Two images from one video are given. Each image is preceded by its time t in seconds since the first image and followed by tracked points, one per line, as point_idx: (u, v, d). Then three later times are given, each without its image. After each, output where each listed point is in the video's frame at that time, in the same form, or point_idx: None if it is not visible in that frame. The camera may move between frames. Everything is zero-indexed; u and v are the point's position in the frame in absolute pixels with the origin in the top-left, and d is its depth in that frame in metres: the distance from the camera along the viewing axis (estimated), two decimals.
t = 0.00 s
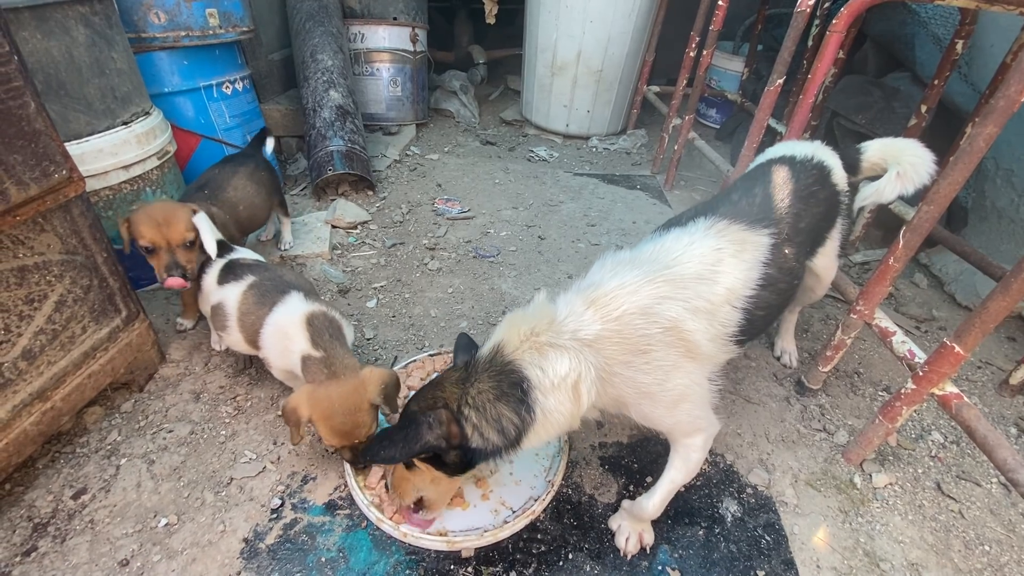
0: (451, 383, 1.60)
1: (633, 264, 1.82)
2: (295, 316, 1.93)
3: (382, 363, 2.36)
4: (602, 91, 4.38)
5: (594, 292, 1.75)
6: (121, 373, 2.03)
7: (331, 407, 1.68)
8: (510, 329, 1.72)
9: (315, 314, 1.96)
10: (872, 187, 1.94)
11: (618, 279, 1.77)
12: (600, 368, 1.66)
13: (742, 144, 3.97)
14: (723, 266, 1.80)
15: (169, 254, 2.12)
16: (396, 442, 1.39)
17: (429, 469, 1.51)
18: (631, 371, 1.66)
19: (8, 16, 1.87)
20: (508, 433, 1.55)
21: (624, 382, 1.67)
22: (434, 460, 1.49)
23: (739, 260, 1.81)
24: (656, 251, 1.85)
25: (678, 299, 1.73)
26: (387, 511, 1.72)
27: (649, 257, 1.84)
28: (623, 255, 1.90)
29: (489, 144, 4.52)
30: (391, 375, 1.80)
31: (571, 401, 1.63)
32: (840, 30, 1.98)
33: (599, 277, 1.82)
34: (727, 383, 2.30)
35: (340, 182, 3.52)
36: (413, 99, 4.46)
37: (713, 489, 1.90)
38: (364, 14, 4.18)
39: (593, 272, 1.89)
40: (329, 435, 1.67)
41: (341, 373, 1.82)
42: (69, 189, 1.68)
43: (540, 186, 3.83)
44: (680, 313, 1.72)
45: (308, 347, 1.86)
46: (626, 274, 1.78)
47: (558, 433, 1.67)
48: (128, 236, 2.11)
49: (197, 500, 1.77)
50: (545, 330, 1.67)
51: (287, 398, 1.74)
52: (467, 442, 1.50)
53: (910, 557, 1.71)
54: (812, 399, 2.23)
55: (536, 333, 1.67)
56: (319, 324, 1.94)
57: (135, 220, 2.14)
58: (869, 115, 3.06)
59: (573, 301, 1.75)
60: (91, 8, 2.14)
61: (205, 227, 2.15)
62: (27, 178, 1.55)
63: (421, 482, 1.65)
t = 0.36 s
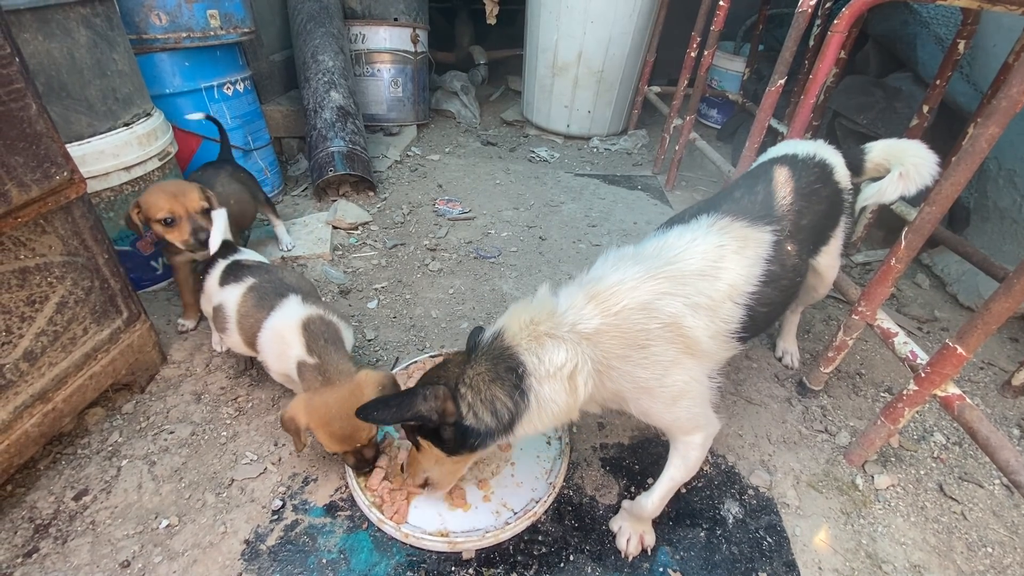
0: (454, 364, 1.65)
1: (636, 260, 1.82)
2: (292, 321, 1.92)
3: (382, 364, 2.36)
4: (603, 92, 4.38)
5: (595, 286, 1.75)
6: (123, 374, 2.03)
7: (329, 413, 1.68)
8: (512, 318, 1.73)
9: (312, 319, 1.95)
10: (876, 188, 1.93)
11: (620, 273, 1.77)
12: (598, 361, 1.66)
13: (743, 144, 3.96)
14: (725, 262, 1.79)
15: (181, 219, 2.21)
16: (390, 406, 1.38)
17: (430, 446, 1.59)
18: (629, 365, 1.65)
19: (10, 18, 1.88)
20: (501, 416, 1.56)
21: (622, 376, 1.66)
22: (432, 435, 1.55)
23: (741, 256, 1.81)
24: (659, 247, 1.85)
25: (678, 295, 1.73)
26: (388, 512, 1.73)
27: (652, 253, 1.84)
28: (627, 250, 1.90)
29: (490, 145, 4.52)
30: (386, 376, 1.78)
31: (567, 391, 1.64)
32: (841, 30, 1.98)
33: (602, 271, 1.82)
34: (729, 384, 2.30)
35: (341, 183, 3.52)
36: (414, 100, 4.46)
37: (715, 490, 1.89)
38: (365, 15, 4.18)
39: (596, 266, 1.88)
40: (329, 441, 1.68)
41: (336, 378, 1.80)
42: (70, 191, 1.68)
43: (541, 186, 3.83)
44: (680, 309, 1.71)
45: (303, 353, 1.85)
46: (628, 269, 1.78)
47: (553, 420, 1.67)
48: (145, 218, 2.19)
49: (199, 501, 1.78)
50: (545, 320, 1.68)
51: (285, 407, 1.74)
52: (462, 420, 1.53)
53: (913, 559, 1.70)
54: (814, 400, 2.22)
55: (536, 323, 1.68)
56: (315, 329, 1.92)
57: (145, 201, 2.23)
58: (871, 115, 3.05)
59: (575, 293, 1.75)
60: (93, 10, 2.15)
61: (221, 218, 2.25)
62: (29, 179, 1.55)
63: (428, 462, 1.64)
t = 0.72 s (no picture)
0: (462, 357, 1.67)
1: (640, 256, 1.82)
2: (291, 329, 1.89)
3: (382, 365, 2.37)
4: (603, 92, 4.38)
5: (600, 281, 1.75)
6: (123, 375, 2.04)
7: (339, 416, 1.66)
8: (517, 312, 1.74)
9: (310, 325, 1.93)
10: (873, 188, 1.94)
11: (624, 270, 1.77)
12: (601, 357, 1.66)
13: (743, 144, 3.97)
14: (729, 259, 1.80)
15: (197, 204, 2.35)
16: (400, 400, 1.42)
17: (435, 434, 1.61)
18: (632, 362, 1.66)
19: (10, 20, 1.89)
20: (507, 410, 1.58)
21: (625, 373, 1.67)
22: (438, 425, 1.58)
23: (744, 253, 1.81)
24: (663, 244, 1.85)
25: (681, 292, 1.73)
26: (388, 513, 1.73)
27: (655, 250, 1.84)
28: (631, 247, 1.90)
29: (490, 145, 4.52)
30: (389, 377, 1.81)
31: (570, 386, 1.64)
32: (840, 30, 1.98)
33: (606, 267, 1.83)
34: (728, 384, 2.30)
35: (341, 184, 3.53)
36: (414, 100, 4.47)
37: (714, 490, 1.89)
38: (364, 16, 4.19)
39: (600, 262, 1.89)
40: (337, 445, 1.66)
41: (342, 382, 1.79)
42: (71, 192, 1.68)
43: (541, 187, 3.83)
44: (683, 306, 1.72)
45: (306, 359, 1.81)
46: (632, 266, 1.78)
47: (558, 415, 1.68)
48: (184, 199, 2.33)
49: (199, 502, 1.78)
50: (550, 315, 1.69)
51: (290, 412, 1.70)
52: (467, 414, 1.55)
53: (911, 559, 1.71)
54: (814, 400, 2.23)
55: (541, 318, 1.68)
56: (315, 336, 1.90)
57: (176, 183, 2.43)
58: (870, 115, 3.06)
59: (580, 288, 1.75)
60: (93, 11, 2.15)
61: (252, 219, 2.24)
62: (29, 181, 1.56)
63: (432, 450, 1.67)
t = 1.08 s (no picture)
0: (461, 356, 1.67)
1: (637, 257, 1.82)
2: (281, 340, 1.88)
3: (381, 366, 2.37)
4: (602, 93, 4.38)
5: (598, 282, 1.75)
6: (121, 377, 2.04)
7: (341, 423, 1.65)
8: (515, 313, 1.74)
9: (300, 336, 1.91)
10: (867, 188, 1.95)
11: (622, 271, 1.77)
12: (599, 357, 1.65)
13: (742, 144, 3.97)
14: (725, 261, 1.80)
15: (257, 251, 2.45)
16: (400, 400, 1.45)
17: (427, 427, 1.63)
18: (629, 362, 1.65)
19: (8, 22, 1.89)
20: (503, 412, 1.60)
21: (622, 373, 1.66)
22: (431, 424, 1.60)
23: (740, 256, 1.82)
24: (660, 245, 1.85)
25: (679, 293, 1.73)
26: (386, 514, 1.73)
27: (653, 250, 1.84)
28: (629, 247, 1.90)
29: (489, 146, 4.53)
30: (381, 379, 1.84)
31: (567, 386, 1.64)
32: (838, 30, 1.98)
33: (604, 268, 1.82)
34: (727, 384, 2.30)
35: (340, 185, 3.53)
36: (413, 102, 4.47)
37: (713, 491, 1.89)
38: (363, 17, 4.19)
39: (598, 262, 1.88)
40: (344, 454, 1.65)
41: (337, 390, 1.78)
42: (68, 194, 1.68)
43: (540, 188, 3.83)
44: (680, 307, 1.72)
45: (298, 372, 1.80)
46: (630, 267, 1.78)
47: (553, 416, 1.68)
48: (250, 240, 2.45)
49: (197, 504, 1.78)
50: (547, 317, 1.68)
51: (286, 433, 1.67)
52: (463, 414, 1.57)
53: (910, 559, 1.70)
54: (812, 401, 2.22)
55: (538, 319, 1.68)
56: (306, 346, 1.88)
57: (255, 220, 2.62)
58: (868, 115, 3.06)
59: (577, 289, 1.75)
60: (91, 13, 2.15)
61: (206, 233, 2.19)
62: (26, 183, 1.56)
63: (419, 435, 1.66)
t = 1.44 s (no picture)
0: (461, 355, 1.66)
1: (636, 260, 1.83)
2: (282, 351, 1.88)
3: (380, 370, 2.38)
4: (600, 96, 4.39)
5: (597, 285, 1.76)
6: (121, 382, 2.05)
7: (347, 435, 1.65)
8: (514, 314, 1.74)
9: (302, 347, 1.91)
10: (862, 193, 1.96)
11: (621, 273, 1.78)
12: (597, 360, 1.66)
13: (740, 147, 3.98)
14: (722, 263, 1.81)
15: (302, 268, 2.42)
16: (408, 408, 1.47)
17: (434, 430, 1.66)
18: (626, 364, 1.66)
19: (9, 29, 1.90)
20: (504, 412, 1.61)
21: (619, 374, 1.67)
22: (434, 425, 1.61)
23: (737, 258, 1.83)
24: (659, 247, 1.86)
25: (676, 296, 1.74)
26: (386, 519, 1.73)
27: (652, 253, 1.85)
28: (628, 250, 1.91)
29: (488, 149, 4.54)
30: (380, 388, 1.85)
31: (565, 389, 1.65)
32: (834, 35, 2.00)
33: (602, 270, 1.83)
34: (724, 387, 2.30)
35: (339, 188, 3.55)
36: (412, 105, 4.49)
37: (710, 494, 1.90)
38: (362, 21, 4.21)
39: (597, 265, 1.89)
40: (352, 466, 1.64)
41: (340, 403, 1.78)
42: (69, 201, 1.70)
43: (538, 191, 3.84)
44: (677, 310, 1.73)
45: (300, 385, 1.79)
46: (628, 270, 1.79)
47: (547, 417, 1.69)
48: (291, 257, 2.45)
49: (196, 508, 1.79)
50: (547, 320, 1.69)
51: (291, 447, 1.65)
52: (466, 414, 1.59)
53: (907, 562, 1.71)
54: (809, 404, 2.23)
55: (539, 323, 1.68)
56: (308, 358, 1.89)
57: (301, 237, 2.63)
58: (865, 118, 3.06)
59: (577, 292, 1.76)
60: (91, 20, 2.16)
61: (220, 241, 2.21)
62: (27, 191, 1.57)
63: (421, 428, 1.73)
